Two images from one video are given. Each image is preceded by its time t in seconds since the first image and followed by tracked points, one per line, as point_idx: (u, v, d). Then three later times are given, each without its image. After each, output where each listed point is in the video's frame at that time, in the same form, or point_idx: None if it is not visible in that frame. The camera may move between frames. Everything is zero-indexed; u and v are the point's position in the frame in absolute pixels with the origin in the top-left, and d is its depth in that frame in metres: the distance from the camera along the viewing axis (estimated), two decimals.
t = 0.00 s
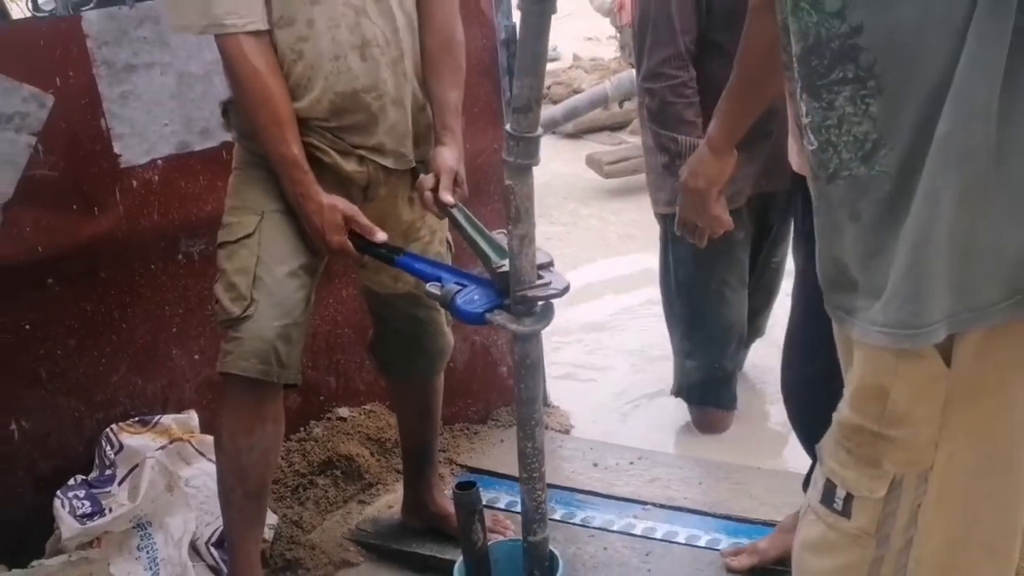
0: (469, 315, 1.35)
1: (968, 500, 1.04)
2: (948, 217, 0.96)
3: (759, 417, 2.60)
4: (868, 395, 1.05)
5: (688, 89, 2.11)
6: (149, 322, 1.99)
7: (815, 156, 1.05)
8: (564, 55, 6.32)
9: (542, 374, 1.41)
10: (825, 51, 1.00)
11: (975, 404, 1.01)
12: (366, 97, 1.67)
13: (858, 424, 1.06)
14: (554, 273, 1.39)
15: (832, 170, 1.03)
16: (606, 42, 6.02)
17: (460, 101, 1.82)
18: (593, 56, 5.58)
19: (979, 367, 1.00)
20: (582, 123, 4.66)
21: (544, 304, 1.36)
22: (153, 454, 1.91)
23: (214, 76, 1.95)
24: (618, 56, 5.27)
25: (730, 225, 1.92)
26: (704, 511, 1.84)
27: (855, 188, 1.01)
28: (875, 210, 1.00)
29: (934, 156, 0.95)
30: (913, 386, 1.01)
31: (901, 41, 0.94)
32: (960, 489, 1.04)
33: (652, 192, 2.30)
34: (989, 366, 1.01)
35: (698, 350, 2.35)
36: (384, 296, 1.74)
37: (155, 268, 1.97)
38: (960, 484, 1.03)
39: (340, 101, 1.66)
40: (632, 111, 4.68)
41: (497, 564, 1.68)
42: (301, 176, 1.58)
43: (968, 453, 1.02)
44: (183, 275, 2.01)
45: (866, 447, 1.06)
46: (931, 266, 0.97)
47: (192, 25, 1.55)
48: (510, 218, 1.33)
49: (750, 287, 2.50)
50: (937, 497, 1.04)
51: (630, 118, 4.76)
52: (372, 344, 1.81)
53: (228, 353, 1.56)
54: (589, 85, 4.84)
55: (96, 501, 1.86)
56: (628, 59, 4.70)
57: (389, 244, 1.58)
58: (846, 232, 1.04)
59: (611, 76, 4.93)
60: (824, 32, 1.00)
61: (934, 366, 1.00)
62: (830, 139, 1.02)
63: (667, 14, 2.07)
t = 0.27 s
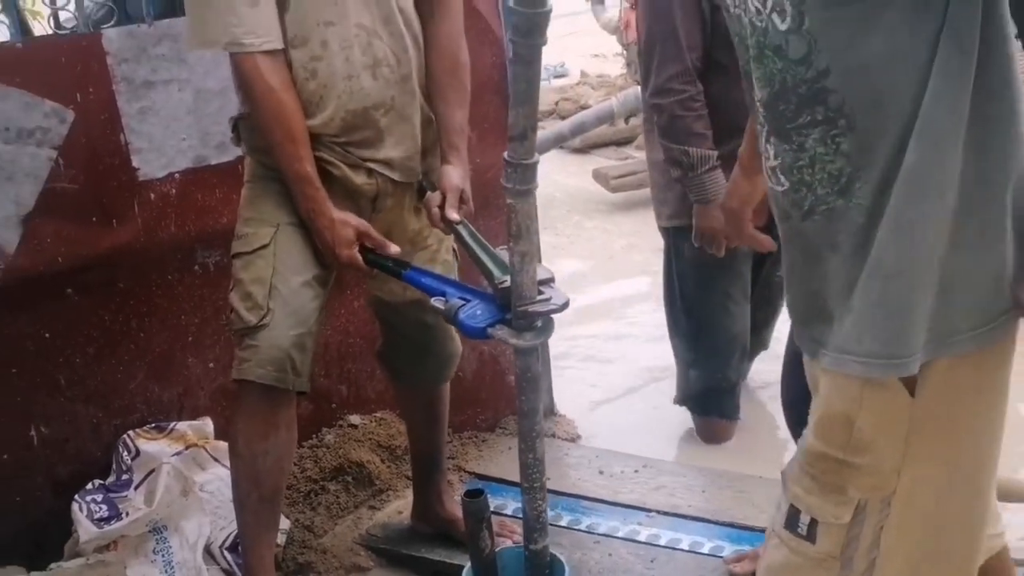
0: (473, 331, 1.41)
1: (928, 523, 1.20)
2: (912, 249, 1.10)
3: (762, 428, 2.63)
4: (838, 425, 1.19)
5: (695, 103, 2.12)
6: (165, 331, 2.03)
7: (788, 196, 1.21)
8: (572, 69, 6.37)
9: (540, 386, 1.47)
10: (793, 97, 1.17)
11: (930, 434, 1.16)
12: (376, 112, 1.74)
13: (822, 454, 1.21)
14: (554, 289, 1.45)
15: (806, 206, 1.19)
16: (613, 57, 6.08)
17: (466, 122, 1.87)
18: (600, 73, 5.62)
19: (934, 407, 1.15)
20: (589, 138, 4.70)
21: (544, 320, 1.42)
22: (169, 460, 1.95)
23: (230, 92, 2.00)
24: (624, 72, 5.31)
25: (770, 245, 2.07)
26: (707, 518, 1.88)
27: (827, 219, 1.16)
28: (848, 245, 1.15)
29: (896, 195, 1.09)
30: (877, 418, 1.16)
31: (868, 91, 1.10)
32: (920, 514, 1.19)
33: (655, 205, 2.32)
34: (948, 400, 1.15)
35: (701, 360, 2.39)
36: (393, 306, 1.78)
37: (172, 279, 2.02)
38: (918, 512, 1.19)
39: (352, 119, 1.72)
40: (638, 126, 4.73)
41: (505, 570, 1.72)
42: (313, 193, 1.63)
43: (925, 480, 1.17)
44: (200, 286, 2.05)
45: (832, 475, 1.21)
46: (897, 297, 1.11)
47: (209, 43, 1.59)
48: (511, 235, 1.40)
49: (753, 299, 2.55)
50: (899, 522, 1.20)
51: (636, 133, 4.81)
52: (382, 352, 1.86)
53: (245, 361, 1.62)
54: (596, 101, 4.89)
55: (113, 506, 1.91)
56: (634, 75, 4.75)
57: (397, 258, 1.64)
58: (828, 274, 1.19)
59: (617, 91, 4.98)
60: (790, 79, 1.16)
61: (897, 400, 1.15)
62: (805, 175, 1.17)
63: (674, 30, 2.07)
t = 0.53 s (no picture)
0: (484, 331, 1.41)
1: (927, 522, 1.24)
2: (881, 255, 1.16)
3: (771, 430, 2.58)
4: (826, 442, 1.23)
5: (693, 102, 2.06)
6: (178, 328, 2.04)
7: (757, 189, 1.25)
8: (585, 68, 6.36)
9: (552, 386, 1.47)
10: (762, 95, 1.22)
11: (925, 433, 1.21)
12: (387, 112, 1.75)
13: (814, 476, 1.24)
14: (565, 290, 1.46)
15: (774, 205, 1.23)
16: (626, 58, 6.08)
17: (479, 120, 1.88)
18: (612, 72, 5.62)
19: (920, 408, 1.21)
20: (601, 137, 4.70)
21: (554, 321, 1.43)
22: (180, 455, 1.97)
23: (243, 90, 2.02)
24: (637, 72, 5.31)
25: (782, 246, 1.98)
26: (714, 519, 1.88)
27: (794, 217, 1.22)
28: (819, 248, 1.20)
29: (860, 193, 1.15)
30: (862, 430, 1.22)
31: (839, 89, 1.15)
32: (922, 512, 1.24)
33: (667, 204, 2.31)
34: (932, 400, 1.20)
35: (710, 359, 2.35)
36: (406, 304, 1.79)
37: (185, 276, 2.03)
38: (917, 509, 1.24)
39: (363, 117, 1.73)
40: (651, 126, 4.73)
41: (513, 568, 1.73)
42: (326, 193, 1.64)
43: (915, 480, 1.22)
44: (213, 283, 2.07)
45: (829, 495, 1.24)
46: (865, 297, 1.16)
47: (220, 44, 1.60)
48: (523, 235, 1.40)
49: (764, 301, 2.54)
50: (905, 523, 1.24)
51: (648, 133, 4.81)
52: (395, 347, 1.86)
53: (262, 358, 1.64)
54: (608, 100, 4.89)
55: (124, 502, 1.92)
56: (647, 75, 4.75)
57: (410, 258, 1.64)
58: (786, 274, 1.24)
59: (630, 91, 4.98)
60: (761, 75, 1.21)
61: (875, 409, 1.21)
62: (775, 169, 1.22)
63: (670, 31, 2.02)
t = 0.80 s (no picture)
0: (476, 342, 1.41)
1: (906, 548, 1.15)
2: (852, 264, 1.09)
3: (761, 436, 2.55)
4: (795, 450, 1.20)
5: (661, 116, 2.07)
6: (167, 334, 2.04)
7: (754, 192, 1.19)
8: (576, 74, 6.36)
9: (545, 398, 1.46)
10: (749, 102, 1.17)
11: (884, 463, 1.12)
12: (381, 117, 1.75)
13: (787, 484, 1.22)
14: (559, 301, 1.46)
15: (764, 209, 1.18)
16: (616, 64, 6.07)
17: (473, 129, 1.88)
18: (603, 79, 5.62)
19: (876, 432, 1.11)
20: (591, 143, 4.70)
21: (549, 331, 1.42)
22: (169, 463, 1.96)
23: (235, 97, 2.00)
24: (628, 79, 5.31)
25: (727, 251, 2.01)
26: (704, 527, 1.88)
27: (781, 224, 1.16)
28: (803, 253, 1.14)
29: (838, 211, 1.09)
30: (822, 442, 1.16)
31: (812, 103, 1.09)
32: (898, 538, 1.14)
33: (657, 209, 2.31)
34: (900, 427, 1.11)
35: (698, 366, 2.35)
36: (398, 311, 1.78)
37: (174, 282, 2.03)
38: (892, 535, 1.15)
39: (357, 123, 1.73)
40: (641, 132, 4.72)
41: None
42: (321, 200, 1.64)
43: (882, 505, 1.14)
44: (202, 289, 2.06)
45: (798, 502, 1.22)
46: (842, 316, 1.11)
47: (213, 53, 1.60)
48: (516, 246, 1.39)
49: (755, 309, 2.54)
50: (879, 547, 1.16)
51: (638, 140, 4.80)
52: (388, 355, 1.86)
53: (263, 367, 1.65)
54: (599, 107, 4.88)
55: (112, 509, 1.91)
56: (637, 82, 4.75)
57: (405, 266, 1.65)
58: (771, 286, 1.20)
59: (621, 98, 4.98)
60: (743, 85, 1.17)
61: (835, 424, 1.15)
62: (765, 174, 1.16)
63: (644, 40, 2.05)
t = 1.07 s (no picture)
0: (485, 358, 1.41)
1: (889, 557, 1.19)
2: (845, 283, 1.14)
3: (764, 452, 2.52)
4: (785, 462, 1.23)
5: (656, 133, 2.08)
6: (171, 349, 2.04)
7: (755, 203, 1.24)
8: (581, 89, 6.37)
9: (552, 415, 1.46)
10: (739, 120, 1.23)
11: (869, 469, 1.17)
12: (388, 134, 1.76)
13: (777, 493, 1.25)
14: (565, 319, 1.46)
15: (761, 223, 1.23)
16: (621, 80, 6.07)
17: (480, 144, 1.88)
18: (607, 94, 5.62)
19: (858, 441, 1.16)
20: (596, 158, 4.69)
21: (555, 349, 1.42)
22: (172, 477, 1.96)
23: (239, 111, 2.02)
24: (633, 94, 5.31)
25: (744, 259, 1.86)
26: (708, 544, 1.88)
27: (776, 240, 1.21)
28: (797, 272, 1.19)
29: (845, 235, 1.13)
30: (807, 455, 1.21)
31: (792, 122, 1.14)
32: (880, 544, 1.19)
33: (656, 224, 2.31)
34: (870, 436, 1.16)
35: (698, 384, 2.34)
36: (403, 326, 1.79)
37: (178, 296, 2.03)
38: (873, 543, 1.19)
39: (365, 140, 1.74)
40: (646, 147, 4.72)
41: None
42: (331, 216, 1.66)
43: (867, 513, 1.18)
44: (207, 303, 2.07)
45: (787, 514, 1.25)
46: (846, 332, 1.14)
47: (222, 68, 1.61)
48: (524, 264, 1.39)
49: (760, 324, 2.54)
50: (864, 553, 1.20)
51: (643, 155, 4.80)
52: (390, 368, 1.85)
53: (274, 384, 1.65)
54: (604, 122, 4.89)
55: (116, 523, 1.91)
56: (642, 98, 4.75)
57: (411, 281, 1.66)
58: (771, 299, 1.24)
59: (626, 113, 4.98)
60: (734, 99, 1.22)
61: (816, 434, 1.19)
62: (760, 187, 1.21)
63: (641, 58, 2.04)
